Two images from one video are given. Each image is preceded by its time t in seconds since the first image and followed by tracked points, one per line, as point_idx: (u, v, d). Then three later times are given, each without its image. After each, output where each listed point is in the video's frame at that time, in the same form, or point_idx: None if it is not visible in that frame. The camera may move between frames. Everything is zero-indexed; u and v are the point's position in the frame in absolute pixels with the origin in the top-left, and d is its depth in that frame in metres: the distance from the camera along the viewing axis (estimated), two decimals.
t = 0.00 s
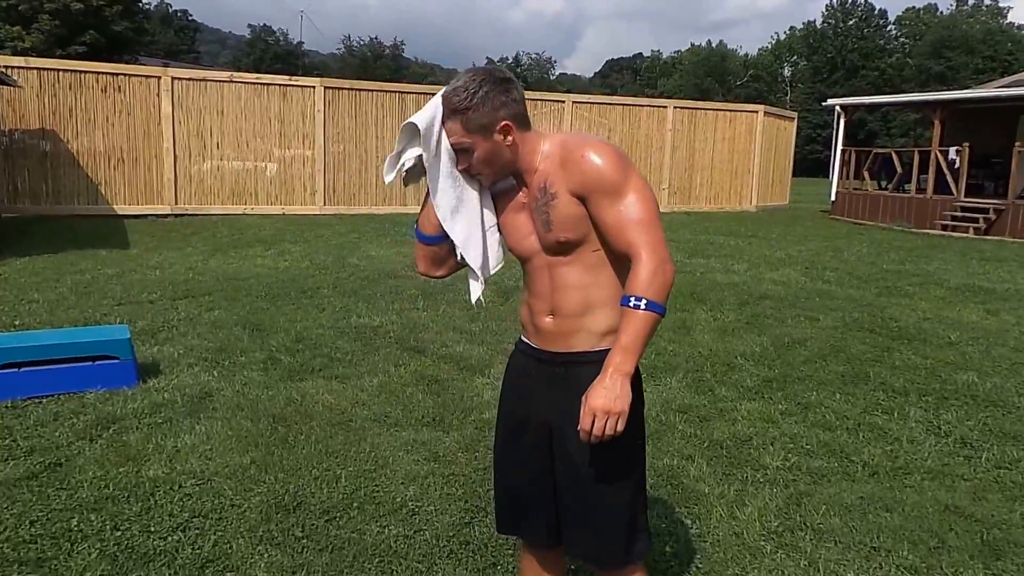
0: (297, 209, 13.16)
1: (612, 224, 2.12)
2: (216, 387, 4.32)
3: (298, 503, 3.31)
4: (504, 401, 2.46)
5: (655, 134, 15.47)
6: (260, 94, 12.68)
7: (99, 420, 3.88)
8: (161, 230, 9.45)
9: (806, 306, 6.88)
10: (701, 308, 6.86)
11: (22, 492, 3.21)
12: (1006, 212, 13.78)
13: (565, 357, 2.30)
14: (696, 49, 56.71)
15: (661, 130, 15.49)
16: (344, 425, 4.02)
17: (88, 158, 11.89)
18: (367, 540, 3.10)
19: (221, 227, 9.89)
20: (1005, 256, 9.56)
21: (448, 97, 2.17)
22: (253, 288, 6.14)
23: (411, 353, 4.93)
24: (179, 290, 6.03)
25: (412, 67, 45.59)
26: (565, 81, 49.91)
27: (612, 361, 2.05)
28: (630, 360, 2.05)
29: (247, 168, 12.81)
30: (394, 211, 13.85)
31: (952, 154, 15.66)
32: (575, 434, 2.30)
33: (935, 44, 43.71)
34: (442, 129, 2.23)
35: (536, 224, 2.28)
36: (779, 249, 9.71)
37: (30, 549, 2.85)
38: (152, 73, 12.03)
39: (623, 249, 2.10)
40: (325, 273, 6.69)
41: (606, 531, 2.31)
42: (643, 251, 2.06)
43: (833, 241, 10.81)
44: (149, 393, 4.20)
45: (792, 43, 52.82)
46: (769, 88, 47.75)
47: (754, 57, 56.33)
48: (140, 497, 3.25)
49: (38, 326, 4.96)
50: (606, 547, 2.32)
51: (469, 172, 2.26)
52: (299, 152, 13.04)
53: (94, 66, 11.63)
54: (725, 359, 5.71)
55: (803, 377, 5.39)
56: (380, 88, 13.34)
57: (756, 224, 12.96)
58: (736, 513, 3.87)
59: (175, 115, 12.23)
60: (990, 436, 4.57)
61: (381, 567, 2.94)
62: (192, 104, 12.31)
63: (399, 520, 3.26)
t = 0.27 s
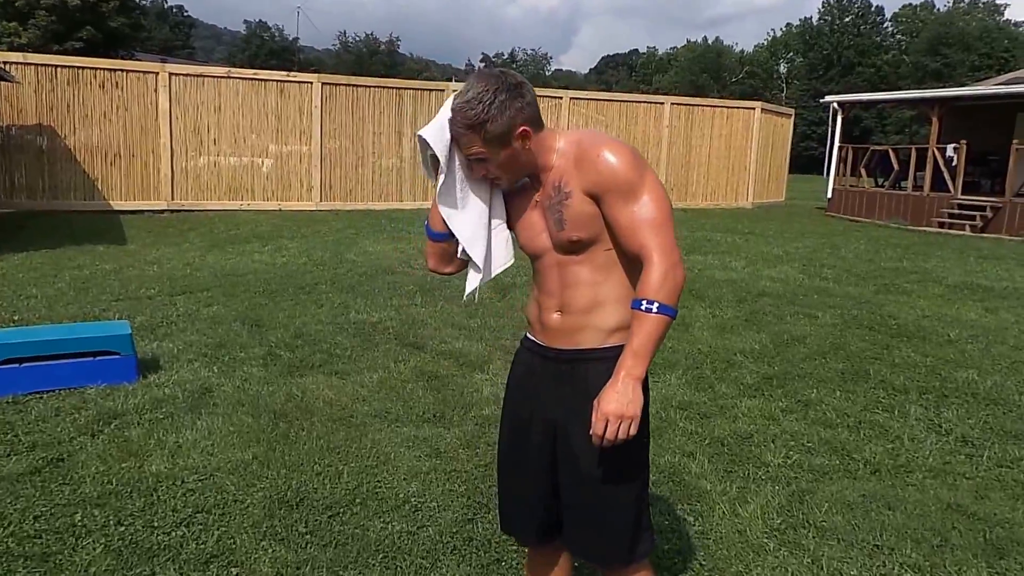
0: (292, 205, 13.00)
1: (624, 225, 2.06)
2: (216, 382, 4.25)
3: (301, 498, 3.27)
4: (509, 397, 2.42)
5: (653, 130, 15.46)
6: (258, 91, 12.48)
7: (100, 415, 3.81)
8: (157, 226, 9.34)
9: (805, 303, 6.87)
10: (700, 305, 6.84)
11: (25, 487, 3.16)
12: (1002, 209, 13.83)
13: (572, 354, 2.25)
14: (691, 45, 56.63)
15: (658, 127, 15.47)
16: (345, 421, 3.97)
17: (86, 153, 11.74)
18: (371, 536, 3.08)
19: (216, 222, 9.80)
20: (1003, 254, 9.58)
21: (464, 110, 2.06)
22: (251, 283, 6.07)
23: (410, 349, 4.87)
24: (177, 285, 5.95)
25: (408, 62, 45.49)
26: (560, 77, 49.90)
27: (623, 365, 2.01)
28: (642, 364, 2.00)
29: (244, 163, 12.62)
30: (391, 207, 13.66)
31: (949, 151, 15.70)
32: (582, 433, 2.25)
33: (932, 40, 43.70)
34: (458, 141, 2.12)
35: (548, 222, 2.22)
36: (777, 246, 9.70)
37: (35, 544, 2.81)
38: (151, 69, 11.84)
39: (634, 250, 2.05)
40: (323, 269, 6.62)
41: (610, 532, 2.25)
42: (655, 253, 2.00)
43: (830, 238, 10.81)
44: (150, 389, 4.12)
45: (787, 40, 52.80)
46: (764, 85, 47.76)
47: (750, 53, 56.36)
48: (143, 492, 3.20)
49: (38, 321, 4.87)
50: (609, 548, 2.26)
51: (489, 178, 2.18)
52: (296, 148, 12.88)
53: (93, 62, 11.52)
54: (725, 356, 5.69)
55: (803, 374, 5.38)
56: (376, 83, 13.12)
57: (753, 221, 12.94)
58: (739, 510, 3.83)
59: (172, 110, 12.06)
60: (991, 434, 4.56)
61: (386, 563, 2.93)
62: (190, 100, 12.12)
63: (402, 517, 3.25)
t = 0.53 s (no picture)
0: (288, 202, 12.90)
1: (633, 221, 2.02)
2: (216, 378, 4.18)
3: (304, 495, 3.25)
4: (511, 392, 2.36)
5: (649, 128, 15.43)
6: (256, 87, 12.35)
7: (102, 410, 3.74)
8: (153, 222, 9.24)
9: (804, 301, 6.86)
10: (699, 303, 6.82)
11: (29, 482, 3.12)
12: (1000, 208, 13.90)
13: (577, 350, 2.20)
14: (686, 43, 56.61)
15: (655, 124, 15.44)
16: (345, 418, 3.92)
17: (84, 149, 11.63)
18: (373, 533, 3.07)
19: (212, 218, 9.72)
20: (1001, 253, 9.60)
21: (481, 109, 1.94)
22: (250, 280, 6.00)
23: (409, 346, 4.82)
24: (175, 282, 5.88)
25: (404, 60, 45.36)
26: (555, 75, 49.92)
27: (634, 361, 1.96)
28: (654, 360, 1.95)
29: (240, 160, 12.51)
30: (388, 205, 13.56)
31: (946, 149, 15.75)
32: (586, 431, 2.19)
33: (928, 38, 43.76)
34: (475, 144, 1.99)
35: (554, 219, 2.18)
36: (774, 244, 9.70)
37: (39, 539, 2.79)
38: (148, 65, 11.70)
39: (643, 246, 2.01)
40: (322, 266, 6.55)
41: (614, 531, 2.20)
42: (664, 250, 1.97)
43: (826, 236, 10.82)
44: (151, 385, 4.05)
45: (784, 38, 52.77)
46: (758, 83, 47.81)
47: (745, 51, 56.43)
48: (146, 488, 3.17)
49: (38, 318, 4.79)
50: (612, 547, 2.21)
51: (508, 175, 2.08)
52: (292, 145, 12.76)
53: (91, 58, 11.33)
54: (725, 354, 5.67)
55: (803, 372, 5.37)
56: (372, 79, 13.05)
57: (749, 219, 12.94)
58: (742, 508, 3.80)
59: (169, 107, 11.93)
60: (992, 433, 4.56)
61: (390, 559, 2.93)
62: (188, 97, 11.99)
63: (405, 513, 3.23)
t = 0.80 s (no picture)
0: (286, 199, 12.85)
1: (635, 221, 2.01)
2: (216, 376, 4.15)
3: (306, 492, 3.25)
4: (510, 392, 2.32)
5: (646, 126, 15.44)
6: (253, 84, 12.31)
7: (104, 408, 3.71)
8: (151, 219, 9.20)
9: (802, 301, 6.88)
10: (698, 303, 6.83)
11: (31, 479, 3.12)
12: (997, 207, 13.97)
13: (579, 349, 2.16)
14: (683, 41, 56.61)
15: (652, 123, 15.45)
16: (347, 416, 3.90)
17: (81, 145, 11.57)
18: (377, 531, 3.06)
19: (211, 216, 9.69)
20: (999, 252, 9.63)
21: (511, 100, 1.88)
22: (250, 277, 5.97)
23: (409, 345, 4.80)
24: (174, 279, 5.85)
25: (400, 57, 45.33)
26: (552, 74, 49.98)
27: (641, 359, 1.95)
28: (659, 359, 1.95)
29: (237, 157, 12.46)
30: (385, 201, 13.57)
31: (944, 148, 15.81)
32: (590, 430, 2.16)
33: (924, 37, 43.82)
34: (498, 136, 1.92)
35: (551, 216, 2.14)
36: (772, 243, 9.71)
37: (43, 535, 2.79)
38: (145, 61, 11.66)
39: (644, 245, 2.00)
40: (321, 264, 6.53)
41: (619, 530, 2.17)
42: (667, 250, 1.97)
43: (824, 235, 10.85)
44: (153, 382, 4.02)
45: (780, 37, 52.76)
46: (754, 82, 47.87)
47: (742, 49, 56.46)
48: (149, 485, 3.17)
49: (37, 314, 4.76)
50: (617, 547, 2.19)
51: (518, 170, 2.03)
52: (289, 142, 12.71)
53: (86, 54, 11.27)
54: (724, 353, 5.67)
55: (803, 372, 5.38)
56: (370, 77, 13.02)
57: (746, 218, 12.95)
58: (744, 507, 3.80)
59: (166, 104, 11.89)
60: (993, 433, 4.57)
61: (393, 557, 2.91)
62: (185, 94, 11.96)
63: (408, 511, 3.21)
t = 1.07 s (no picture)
0: (283, 197, 12.82)
1: (642, 224, 1.96)
2: (217, 374, 4.13)
3: (309, 491, 3.24)
4: (510, 391, 2.27)
5: (643, 125, 15.46)
6: (249, 82, 12.29)
7: (105, 405, 3.68)
8: (148, 217, 9.16)
9: (801, 301, 6.88)
10: (697, 302, 6.83)
11: (33, 476, 3.10)
12: (995, 207, 14.01)
13: (580, 349, 2.10)
14: (679, 41, 56.64)
15: (649, 122, 15.47)
16: (347, 415, 3.88)
17: (78, 143, 11.51)
18: (380, 530, 3.05)
19: (209, 214, 9.65)
20: (997, 252, 9.65)
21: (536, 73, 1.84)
22: (249, 275, 5.94)
23: (409, 343, 4.78)
24: (173, 277, 5.81)
25: (396, 56, 45.28)
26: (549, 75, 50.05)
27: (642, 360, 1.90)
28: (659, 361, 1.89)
29: (233, 155, 12.42)
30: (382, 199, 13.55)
31: (942, 148, 15.85)
32: (595, 428, 2.11)
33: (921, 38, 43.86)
34: (519, 110, 1.85)
35: (559, 216, 2.07)
36: (770, 243, 9.72)
37: (47, 533, 2.78)
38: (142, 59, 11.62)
39: (650, 249, 1.95)
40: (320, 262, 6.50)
41: (620, 532, 2.12)
42: (674, 254, 1.92)
43: (821, 235, 10.86)
44: (154, 380, 4.00)
45: (775, 37, 52.85)
46: (750, 82, 47.95)
47: (738, 50, 56.53)
48: (152, 483, 3.15)
49: (37, 312, 4.73)
50: (617, 549, 2.14)
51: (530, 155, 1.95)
52: (286, 140, 12.68)
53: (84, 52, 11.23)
54: (724, 353, 5.67)
55: (803, 372, 5.37)
56: (368, 76, 13.00)
57: (744, 218, 12.96)
58: (746, 507, 3.79)
59: (164, 102, 11.85)
60: (995, 433, 4.58)
61: (396, 556, 2.90)
62: (181, 91, 11.94)
63: (410, 510, 3.20)
